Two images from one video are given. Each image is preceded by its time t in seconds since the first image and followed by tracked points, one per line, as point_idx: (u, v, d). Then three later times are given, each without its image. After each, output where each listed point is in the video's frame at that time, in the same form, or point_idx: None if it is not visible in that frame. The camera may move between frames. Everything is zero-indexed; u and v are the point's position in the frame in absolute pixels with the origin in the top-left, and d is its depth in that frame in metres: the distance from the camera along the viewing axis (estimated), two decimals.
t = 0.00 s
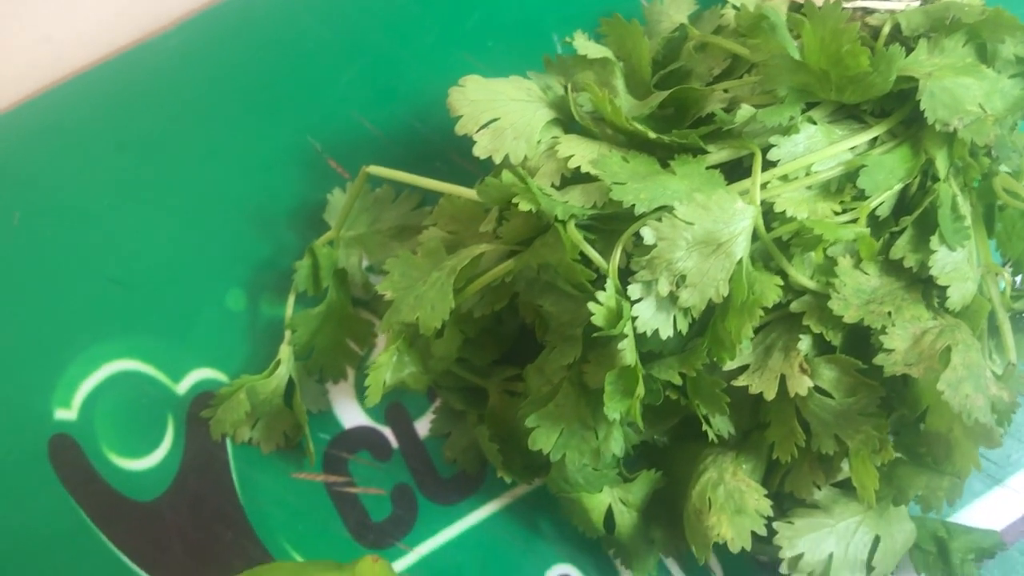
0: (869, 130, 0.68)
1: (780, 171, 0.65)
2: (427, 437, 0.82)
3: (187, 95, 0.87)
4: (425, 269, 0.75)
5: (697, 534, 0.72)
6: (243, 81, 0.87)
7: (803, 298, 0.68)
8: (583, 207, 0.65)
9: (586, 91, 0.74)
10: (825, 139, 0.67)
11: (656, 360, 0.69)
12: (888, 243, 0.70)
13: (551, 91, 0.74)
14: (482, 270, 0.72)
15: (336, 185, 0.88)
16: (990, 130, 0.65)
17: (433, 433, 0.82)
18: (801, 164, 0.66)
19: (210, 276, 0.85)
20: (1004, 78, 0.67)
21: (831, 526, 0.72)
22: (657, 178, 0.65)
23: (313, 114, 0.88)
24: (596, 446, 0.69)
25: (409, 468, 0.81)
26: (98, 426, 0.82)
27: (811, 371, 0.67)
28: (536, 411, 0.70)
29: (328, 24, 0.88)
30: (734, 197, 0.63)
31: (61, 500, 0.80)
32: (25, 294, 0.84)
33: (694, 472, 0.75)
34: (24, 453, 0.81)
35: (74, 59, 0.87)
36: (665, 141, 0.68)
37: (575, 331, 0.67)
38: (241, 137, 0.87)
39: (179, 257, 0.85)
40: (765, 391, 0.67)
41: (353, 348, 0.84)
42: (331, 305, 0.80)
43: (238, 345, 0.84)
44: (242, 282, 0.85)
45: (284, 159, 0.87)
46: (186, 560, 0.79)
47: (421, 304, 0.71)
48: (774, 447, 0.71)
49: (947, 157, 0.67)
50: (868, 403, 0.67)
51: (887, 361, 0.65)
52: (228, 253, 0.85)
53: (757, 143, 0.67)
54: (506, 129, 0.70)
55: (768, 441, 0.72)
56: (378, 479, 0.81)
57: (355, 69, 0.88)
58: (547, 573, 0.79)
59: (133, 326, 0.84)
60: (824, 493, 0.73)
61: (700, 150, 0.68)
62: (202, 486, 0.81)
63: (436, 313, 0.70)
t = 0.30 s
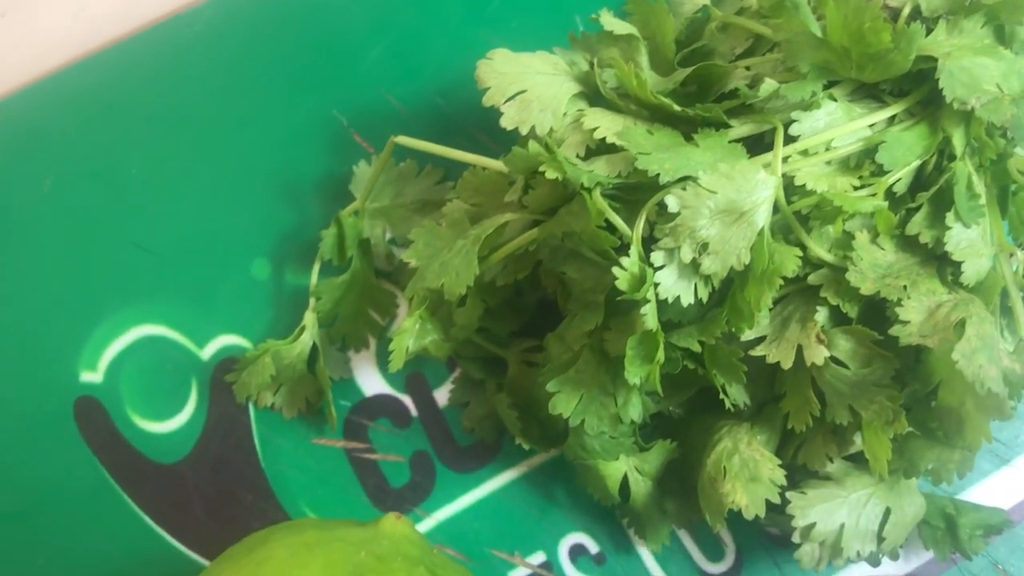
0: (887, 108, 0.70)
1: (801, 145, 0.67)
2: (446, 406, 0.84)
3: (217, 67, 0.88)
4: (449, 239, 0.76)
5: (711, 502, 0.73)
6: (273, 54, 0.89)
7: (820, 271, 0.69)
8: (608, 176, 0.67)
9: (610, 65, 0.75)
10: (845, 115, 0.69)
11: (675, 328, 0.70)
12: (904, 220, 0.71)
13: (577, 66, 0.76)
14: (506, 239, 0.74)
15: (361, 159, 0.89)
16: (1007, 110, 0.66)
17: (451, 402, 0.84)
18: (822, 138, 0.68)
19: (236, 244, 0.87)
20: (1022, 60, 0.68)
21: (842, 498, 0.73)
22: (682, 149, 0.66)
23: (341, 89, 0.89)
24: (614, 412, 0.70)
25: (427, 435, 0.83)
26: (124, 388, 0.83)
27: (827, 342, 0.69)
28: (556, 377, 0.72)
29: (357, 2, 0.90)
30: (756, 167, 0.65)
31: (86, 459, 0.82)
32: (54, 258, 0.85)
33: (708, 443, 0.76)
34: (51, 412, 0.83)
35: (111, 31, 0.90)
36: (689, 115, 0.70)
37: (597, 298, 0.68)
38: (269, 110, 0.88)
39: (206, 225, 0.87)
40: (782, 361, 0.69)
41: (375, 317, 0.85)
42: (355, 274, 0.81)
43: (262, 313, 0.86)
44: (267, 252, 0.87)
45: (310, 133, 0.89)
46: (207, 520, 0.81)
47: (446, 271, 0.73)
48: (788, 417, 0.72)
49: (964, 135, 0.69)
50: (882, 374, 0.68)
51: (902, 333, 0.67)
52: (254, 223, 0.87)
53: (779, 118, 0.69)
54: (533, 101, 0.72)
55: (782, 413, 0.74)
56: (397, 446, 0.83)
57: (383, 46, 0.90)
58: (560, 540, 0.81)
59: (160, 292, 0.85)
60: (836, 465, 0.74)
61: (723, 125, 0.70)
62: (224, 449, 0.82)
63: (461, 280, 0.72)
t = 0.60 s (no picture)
0: (904, 79, 0.71)
1: (821, 113, 0.69)
2: (466, 371, 0.86)
3: (244, 38, 0.90)
4: (472, 205, 0.77)
5: (727, 463, 0.75)
6: (299, 26, 0.91)
7: (838, 238, 0.71)
8: (633, 140, 0.69)
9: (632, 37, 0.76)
10: (863, 85, 0.71)
11: (695, 292, 0.72)
12: (919, 190, 0.73)
13: (601, 37, 0.77)
14: (530, 204, 0.76)
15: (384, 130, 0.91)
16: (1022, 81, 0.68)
17: (472, 368, 0.85)
18: (841, 107, 0.70)
19: (261, 211, 0.88)
20: None
21: (854, 462, 0.75)
22: (705, 115, 0.68)
23: (366, 62, 0.91)
24: (634, 372, 0.72)
25: (447, 399, 0.85)
26: (150, 349, 0.85)
27: (843, 305, 0.71)
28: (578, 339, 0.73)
29: None
30: (778, 131, 0.67)
31: (114, 418, 0.84)
32: (82, 222, 0.87)
33: (724, 408, 0.77)
34: (79, 372, 0.84)
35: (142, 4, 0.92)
36: (711, 84, 0.71)
37: (620, 260, 0.70)
38: (295, 81, 0.90)
39: (232, 192, 0.88)
40: (798, 324, 0.71)
41: (398, 284, 0.87)
42: (380, 239, 0.83)
43: (286, 278, 0.88)
44: (292, 218, 0.88)
45: (335, 104, 0.90)
46: (232, 479, 0.83)
47: (471, 234, 0.74)
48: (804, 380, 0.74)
49: (979, 106, 0.71)
50: (897, 337, 0.70)
51: (918, 297, 0.68)
52: (279, 190, 0.89)
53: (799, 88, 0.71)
54: (558, 69, 0.73)
55: (798, 377, 0.76)
56: (418, 409, 0.85)
57: (407, 20, 0.92)
58: (577, 503, 0.83)
59: (185, 256, 0.87)
60: (850, 430, 0.76)
61: (744, 94, 0.71)
62: (248, 409, 0.84)
63: (486, 243, 0.73)
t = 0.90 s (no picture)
0: (926, 41, 0.73)
1: (845, 72, 0.70)
2: (490, 331, 0.88)
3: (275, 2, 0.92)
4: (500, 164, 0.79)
5: (749, 417, 0.76)
6: None
7: (859, 195, 0.73)
8: (663, 95, 0.71)
9: None
10: (884, 48, 0.73)
11: (720, 248, 0.73)
12: (939, 150, 0.75)
13: None
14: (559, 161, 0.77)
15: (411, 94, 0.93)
16: None
17: (496, 327, 0.87)
18: (865, 66, 0.71)
19: (291, 172, 0.90)
20: None
21: (873, 416, 0.77)
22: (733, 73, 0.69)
23: (393, 28, 0.93)
24: (659, 325, 0.74)
25: (473, 357, 0.87)
26: (182, 305, 0.87)
27: (865, 260, 0.72)
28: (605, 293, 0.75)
29: None
30: (805, 88, 0.69)
31: (146, 371, 0.85)
32: (115, 181, 0.89)
33: (745, 363, 0.79)
34: (111, 326, 0.86)
35: None
36: (738, 44, 0.73)
37: (648, 213, 0.72)
38: (324, 45, 0.92)
39: (262, 153, 0.90)
40: (821, 279, 0.73)
41: (424, 246, 0.89)
42: (409, 198, 0.85)
43: (315, 237, 0.90)
44: (321, 179, 0.90)
45: (364, 68, 0.92)
46: (262, 431, 0.85)
47: (501, 190, 0.76)
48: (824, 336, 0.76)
49: (999, 67, 0.73)
50: (916, 291, 0.72)
51: (937, 252, 0.70)
52: (308, 152, 0.90)
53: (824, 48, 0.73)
54: (588, 29, 0.75)
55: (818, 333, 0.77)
56: (444, 365, 0.87)
57: None
58: (598, 459, 0.85)
59: (216, 215, 0.89)
60: (867, 387, 0.78)
61: (771, 54, 0.73)
62: (279, 364, 0.86)
63: (516, 198, 0.75)
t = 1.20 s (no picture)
0: (949, 15, 0.74)
1: (870, 44, 0.72)
2: (513, 302, 0.89)
3: None
4: (526, 135, 0.79)
5: (770, 385, 0.77)
6: None
7: (883, 166, 0.74)
8: (692, 64, 0.72)
9: None
10: (909, 21, 0.74)
11: (745, 217, 0.74)
12: (961, 124, 0.76)
13: None
14: (586, 130, 0.79)
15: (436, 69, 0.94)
16: None
17: (519, 298, 0.88)
18: (890, 39, 0.73)
19: (317, 144, 0.91)
20: None
21: (893, 386, 0.78)
22: (759, 43, 0.70)
23: (419, 4, 0.94)
24: (684, 293, 0.74)
25: (495, 327, 0.88)
26: (208, 273, 0.88)
27: (888, 230, 0.73)
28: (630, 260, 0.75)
29: None
30: (832, 57, 0.70)
31: (173, 337, 0.87)
32: (143, 150, 0.90)
33: (766, 334, 0.80)
34: (138, 293, 0.87)
35: None
36: (765, 16, 0.74)
37: (675, 181, 0.73)
38: (350, 19, 0.93)
39: (288, 124, 0.91)
40: (844, 248, 0.74)
41: (447, 217, 0.90)
42: (434, 169, 0.86)
43: (341, 207, 0.90)
44: (346, 151, 0.91)
45: (389, 42, 0.93)
46: (287, 396, 0.86)
47: (528, 158, 0.77)
48: (846, 306, 0.77)
49: (1021, 41, 0.74)
50: (939, 261, 0.72)
51: (959, 222, 0.71)
52: (334, 124, 0.92)
53: (850, 21, 0.74)
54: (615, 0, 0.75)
55: (840, 304, 0.78)
56: (467, 335, 0.88)
57: None
58: (619, 429, 0.86)
59: (243, 185, 0.90)
60: (887, 357, 0.79)
61: (797, 27, 0.74)
62: (304, 331, 0.87)
63: (544, 167, 0.76)
